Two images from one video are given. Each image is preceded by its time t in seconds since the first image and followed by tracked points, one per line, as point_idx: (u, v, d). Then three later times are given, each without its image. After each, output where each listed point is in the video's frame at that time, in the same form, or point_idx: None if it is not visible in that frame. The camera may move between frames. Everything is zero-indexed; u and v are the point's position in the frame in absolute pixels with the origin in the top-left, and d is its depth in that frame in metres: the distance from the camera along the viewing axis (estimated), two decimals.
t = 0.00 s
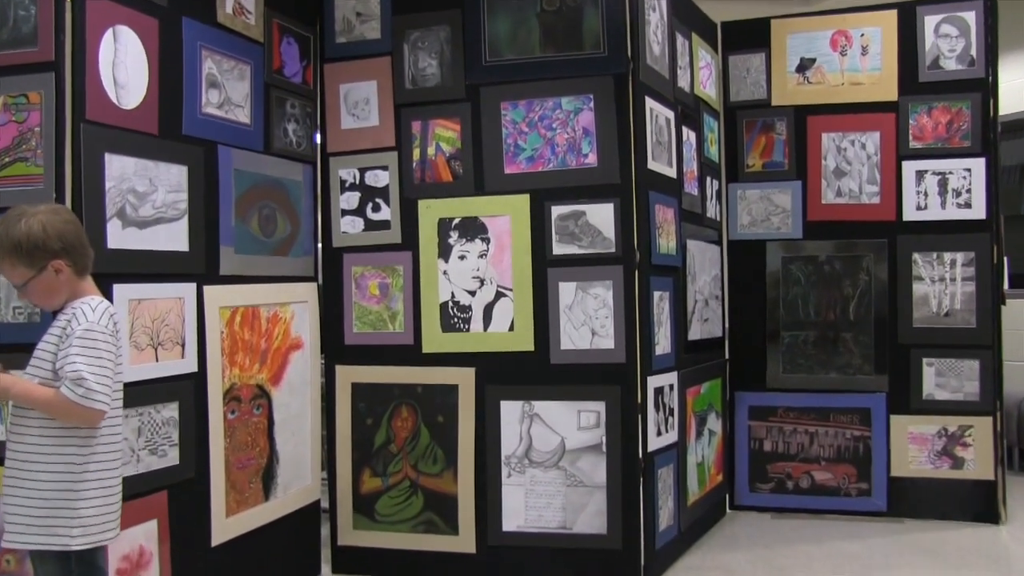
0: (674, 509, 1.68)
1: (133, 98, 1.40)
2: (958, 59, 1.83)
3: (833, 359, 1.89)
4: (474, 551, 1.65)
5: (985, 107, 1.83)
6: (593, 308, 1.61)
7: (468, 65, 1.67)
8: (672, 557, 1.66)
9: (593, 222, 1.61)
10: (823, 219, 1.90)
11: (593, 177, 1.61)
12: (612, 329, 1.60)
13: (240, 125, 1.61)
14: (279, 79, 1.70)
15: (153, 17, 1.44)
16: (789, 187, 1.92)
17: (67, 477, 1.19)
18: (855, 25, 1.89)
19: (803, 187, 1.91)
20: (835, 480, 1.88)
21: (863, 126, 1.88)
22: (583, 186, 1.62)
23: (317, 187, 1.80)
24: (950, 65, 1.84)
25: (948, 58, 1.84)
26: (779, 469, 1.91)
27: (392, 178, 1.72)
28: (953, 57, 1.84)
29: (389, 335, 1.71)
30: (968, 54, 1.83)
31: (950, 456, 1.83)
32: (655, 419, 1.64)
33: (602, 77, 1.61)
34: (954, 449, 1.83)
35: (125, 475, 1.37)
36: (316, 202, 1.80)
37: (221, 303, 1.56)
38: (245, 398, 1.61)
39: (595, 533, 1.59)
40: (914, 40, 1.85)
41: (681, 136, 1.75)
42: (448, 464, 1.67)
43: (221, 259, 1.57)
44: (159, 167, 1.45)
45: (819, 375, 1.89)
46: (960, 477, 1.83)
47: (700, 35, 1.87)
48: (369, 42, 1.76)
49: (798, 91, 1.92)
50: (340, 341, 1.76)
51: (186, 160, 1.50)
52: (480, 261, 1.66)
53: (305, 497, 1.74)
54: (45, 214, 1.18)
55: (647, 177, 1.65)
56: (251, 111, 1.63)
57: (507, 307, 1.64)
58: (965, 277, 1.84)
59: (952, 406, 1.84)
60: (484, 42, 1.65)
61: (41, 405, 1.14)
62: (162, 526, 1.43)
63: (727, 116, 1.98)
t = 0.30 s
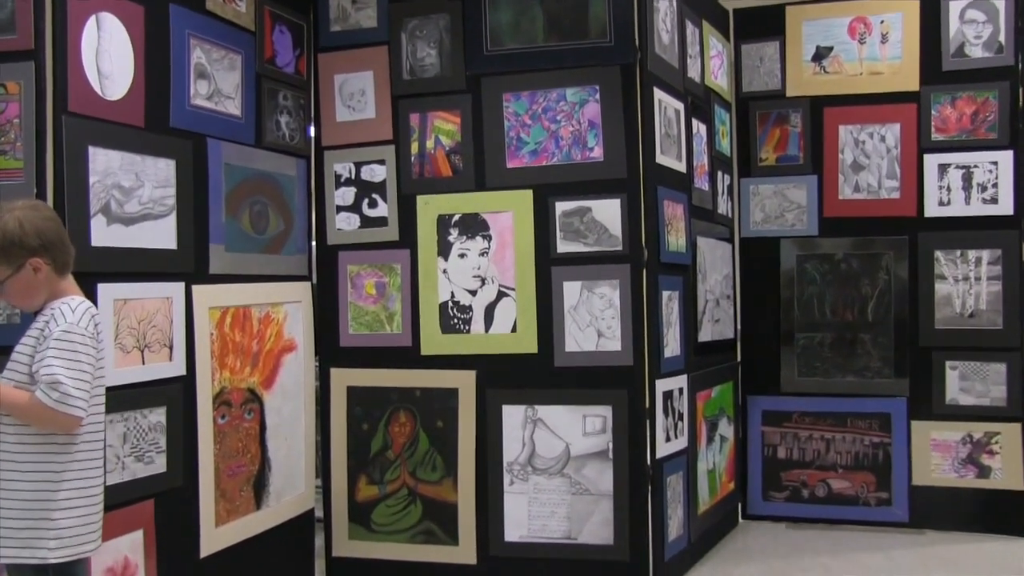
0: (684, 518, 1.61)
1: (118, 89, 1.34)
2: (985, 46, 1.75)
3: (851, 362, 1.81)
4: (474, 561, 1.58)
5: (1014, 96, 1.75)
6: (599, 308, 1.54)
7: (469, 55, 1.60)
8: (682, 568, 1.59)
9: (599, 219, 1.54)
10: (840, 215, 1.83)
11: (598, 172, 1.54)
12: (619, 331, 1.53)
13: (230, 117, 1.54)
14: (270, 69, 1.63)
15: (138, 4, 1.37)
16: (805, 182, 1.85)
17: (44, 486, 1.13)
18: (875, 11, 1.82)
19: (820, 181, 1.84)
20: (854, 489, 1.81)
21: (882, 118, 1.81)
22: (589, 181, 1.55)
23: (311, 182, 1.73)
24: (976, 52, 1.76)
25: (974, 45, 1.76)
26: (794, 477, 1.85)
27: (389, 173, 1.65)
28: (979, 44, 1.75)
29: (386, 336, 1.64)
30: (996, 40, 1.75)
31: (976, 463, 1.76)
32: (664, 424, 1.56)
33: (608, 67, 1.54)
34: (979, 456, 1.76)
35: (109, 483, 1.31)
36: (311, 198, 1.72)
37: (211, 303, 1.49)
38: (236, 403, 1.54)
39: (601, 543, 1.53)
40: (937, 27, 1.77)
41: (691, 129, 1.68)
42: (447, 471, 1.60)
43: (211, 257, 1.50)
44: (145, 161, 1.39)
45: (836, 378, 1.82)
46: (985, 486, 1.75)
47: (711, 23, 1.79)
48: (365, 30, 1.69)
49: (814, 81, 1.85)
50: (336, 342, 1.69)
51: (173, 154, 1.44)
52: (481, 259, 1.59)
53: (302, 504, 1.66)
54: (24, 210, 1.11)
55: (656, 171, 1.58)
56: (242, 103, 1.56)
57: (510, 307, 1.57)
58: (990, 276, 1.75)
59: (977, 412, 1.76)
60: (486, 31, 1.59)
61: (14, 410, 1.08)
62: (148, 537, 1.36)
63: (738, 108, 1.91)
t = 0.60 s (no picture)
0: (696, 527, 1.54)
1: (105, 79, 1.27)
2: (1016, 31, 1.67)
3: (870, 364, 1.74)
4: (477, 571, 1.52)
5: None
6: (607, 307, 1.47)
7: (472, 43, 1.53)
8: None
9: (607, 214, 1.48)
10: (859, 210, 1.76)
11: (606, 165, 1.48)
12: (628, 331, 1.47)
13: (222, 108, 1.47)
14: (264, 57, 1.56)
15: None
16: (823, 175, 1.78)
17: (25, 494, 1.07)
18: None
19: (838, 175, 1.77)
20: (874, 497, 1.74)
21: (904, 108, 1.73)
22: (597, 175, 1.48)
23: (307, 176, 1.66)
24: (1006, 37, 1.68)
25: (1005, 30, 1.68)
26: (811, 484, 1.78)
27: (388, 167, 1.59)
28: (1010, 29, 1.68)
29: (385, 336, 1.58)
30: None
31: (1004, 471, 1.68)
32: (675, 428, 1.50)
33: (617, 55, 1.47)
34: (1008, 464, 1.68)
35: (96, 490, 1.25)
36: (307, 192, 1.66)
37: (203, 302, 1.43)
38: (229, 406, 1.48)
39: (609, 552, 1.47)
40: (965, 13, 1.70)
41: (703, 120, 1.61)
42: (449, 477, 1.54)
43: (203, 254, 1.44)
44: (134, 154, 1.32)
45: (854, 381, 1.75)
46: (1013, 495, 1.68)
47: (724, 9, 1.72)
48: (363, 18, 1.62)
49: (833, 70, 1.78)
50: (333, 343, 1.63)
51: (163, 147, 1.37)
52: (485, 256, 1.53)
53: (298, 511, 1.61)
54: (8, 203, 1.05)
55: (667, 164, 1.51)
56: (234, 93, 1.50)
57: (514, 306, 1.51)
58: (1019, 273, 1.68)
59: (1005, 417, 1.68)
60: (489, 18, 1.51)
61: None
62: (137, 546, 1.31)
63: (753, 98, 1.84)
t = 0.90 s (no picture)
0: (708, 531, 1.48)
1: (90, 64, 1.21)
2: None
3: (892, 363, 1.67)
4: None
5: None
6: (616, 303, 1.41)
7: (475, 27, 1.46)
8: None
9: (617, 206, 1.41)
10: (880, 202, 1.69)
11: (615, 155, 1.41)
12: (638, 328, 1.41)
13: (215, 95, 1.41)
14: (258, 42, 1.49)
15: None
16: (842, 166, 1.71)
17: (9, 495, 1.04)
18: None
19: (858, 165, 1.70)
20: (895, 502, 1.67)
21: (928, 95, 1.66)
22: (606, 165, 1.42)
23: (303, 165, 1.59)
24: None
25: None
26: (828, 488, 1.71)
27: (388, 156, 1.52)
28: None
29: (384, 333, 1.52)
30: None
31: None
32: (686, 429, 1.44)
33: (628, 41, 1.40)
34: None
35: (82, 494, 1.19)
36: (303, 183, 1.59)
37: (195, 298, 1.37)
38: (222, 406, 1.42)
39: (617, 558, 1.41)
40: None
41: (717, 108, 1.54)
42: (451, 480, 1.48)
43: (195, 247, 1.38)
44: (122, 142, 1.26)
45: (874, 381, 1.68)
46: None
47: None
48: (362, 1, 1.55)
49: (853, 55, 1.70)
50: (330, 339, 1.56)
51: (153, 135, 1.31)
52: (489, 250, 1.46)
53: (294, 516, 1.55)
54: None
55: (678, 154, 1.44)
56: (227, 79, 1.43)
57: (519, 302, 1.45)
58: None
59: None
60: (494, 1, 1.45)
61: None
62: (126, 551, 1.25)
63: (769, 84, 1.77)
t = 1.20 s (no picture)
0: (719, 533, 1.43)
1: (74, 45, 1.16)
2: None
3: (912, 359, 1.62)
4: None
5: None
6: (623, 296, 1.35)
7: (477, 7, 1.40)
8: None
9: (625, 194, 1.36)
10: (899, 190, 1.63)
11: (623, 141, 1.35)
12: (647, 321, 1.35)
13: (206, 78, 1.35)
14: (251, 23, 1.43)
15: None
16: (860, 153, 1.65)
17: None
18: None
19: (877, 152, 1.64)
20: (915, 504, 1.61)
21: (951, 79, 1.60)
22: (613, 151, 1.36)
23: (298, 152, 1.53)
24: None
25: None
26: (845, 489, 1.66)
27: (386, 142, 1.46)
28: None
29: (382, 326, 1.46)
30: None
31: None
32: (696, 426, 1.38)
33: (636, 21, 1.34)
34: None
35: (66, 494, 1.14)
36: (298, 170, 1.53)
37: (186, 289, 1.31)
38: (213, 402, 1.36)
39: (624, 561, 1.35)
40: None
41: (729, 92, 1.48)
42: (452, 479, 1.42)
43: (185, 237, 1.32)
44: (108, 127, 1.20)
45: (894, 377, 1.62)
46: None
47: None
48: None
49: (872, 36, 1.64)
50: (327, 333, 1.51)
51: (141, 119, 1.25)
52: (491, 240, 1.41)
53: (289, 517, 1.49)
54: None
55: (689, 140, 1.38)
56: (219, 62, 1.37)
57: (523, 294, 1.39)
58: None
59: None
60: None
61: None
62: (112, 554, 1.20)
63: (784, 67, 1.70)
